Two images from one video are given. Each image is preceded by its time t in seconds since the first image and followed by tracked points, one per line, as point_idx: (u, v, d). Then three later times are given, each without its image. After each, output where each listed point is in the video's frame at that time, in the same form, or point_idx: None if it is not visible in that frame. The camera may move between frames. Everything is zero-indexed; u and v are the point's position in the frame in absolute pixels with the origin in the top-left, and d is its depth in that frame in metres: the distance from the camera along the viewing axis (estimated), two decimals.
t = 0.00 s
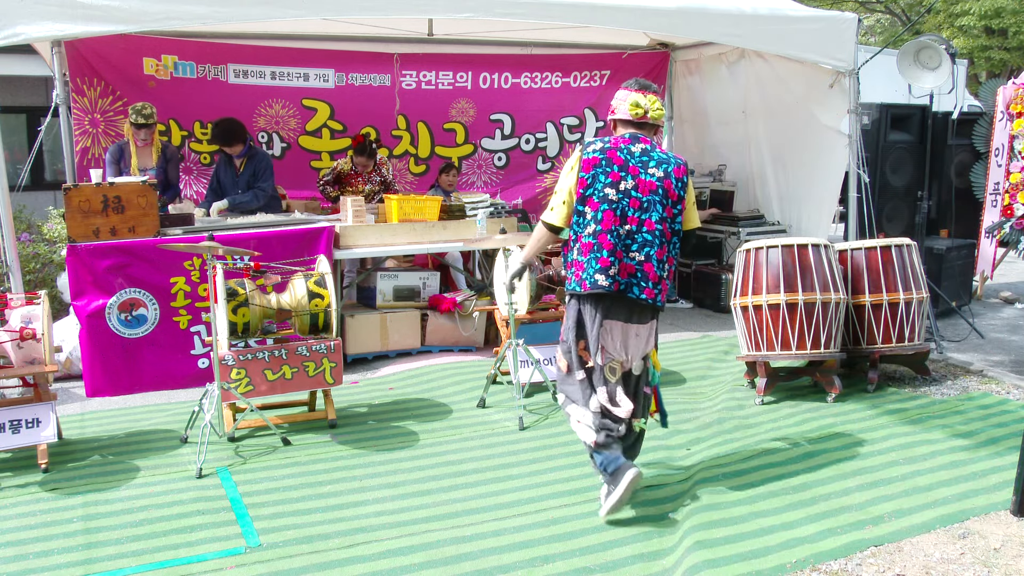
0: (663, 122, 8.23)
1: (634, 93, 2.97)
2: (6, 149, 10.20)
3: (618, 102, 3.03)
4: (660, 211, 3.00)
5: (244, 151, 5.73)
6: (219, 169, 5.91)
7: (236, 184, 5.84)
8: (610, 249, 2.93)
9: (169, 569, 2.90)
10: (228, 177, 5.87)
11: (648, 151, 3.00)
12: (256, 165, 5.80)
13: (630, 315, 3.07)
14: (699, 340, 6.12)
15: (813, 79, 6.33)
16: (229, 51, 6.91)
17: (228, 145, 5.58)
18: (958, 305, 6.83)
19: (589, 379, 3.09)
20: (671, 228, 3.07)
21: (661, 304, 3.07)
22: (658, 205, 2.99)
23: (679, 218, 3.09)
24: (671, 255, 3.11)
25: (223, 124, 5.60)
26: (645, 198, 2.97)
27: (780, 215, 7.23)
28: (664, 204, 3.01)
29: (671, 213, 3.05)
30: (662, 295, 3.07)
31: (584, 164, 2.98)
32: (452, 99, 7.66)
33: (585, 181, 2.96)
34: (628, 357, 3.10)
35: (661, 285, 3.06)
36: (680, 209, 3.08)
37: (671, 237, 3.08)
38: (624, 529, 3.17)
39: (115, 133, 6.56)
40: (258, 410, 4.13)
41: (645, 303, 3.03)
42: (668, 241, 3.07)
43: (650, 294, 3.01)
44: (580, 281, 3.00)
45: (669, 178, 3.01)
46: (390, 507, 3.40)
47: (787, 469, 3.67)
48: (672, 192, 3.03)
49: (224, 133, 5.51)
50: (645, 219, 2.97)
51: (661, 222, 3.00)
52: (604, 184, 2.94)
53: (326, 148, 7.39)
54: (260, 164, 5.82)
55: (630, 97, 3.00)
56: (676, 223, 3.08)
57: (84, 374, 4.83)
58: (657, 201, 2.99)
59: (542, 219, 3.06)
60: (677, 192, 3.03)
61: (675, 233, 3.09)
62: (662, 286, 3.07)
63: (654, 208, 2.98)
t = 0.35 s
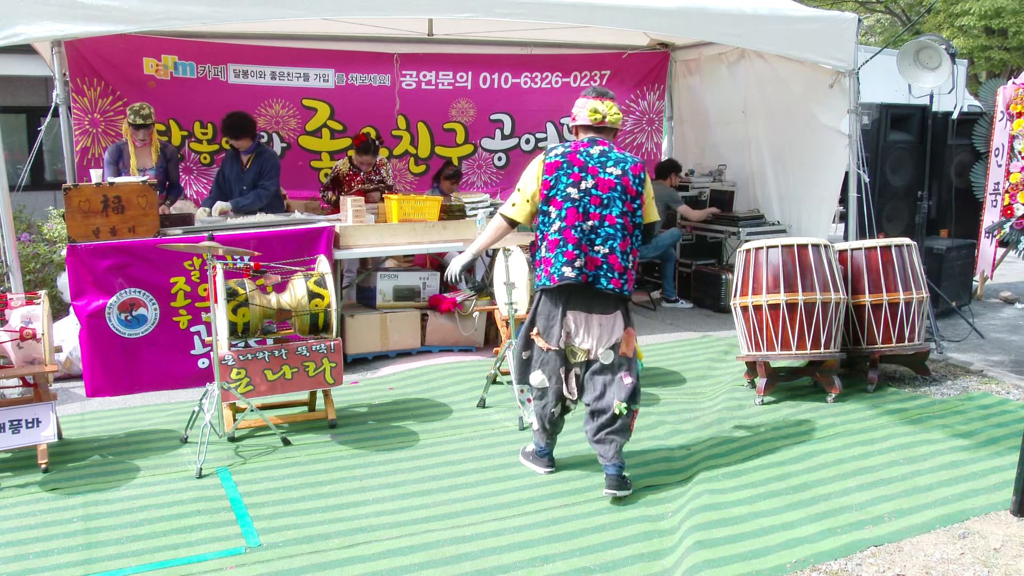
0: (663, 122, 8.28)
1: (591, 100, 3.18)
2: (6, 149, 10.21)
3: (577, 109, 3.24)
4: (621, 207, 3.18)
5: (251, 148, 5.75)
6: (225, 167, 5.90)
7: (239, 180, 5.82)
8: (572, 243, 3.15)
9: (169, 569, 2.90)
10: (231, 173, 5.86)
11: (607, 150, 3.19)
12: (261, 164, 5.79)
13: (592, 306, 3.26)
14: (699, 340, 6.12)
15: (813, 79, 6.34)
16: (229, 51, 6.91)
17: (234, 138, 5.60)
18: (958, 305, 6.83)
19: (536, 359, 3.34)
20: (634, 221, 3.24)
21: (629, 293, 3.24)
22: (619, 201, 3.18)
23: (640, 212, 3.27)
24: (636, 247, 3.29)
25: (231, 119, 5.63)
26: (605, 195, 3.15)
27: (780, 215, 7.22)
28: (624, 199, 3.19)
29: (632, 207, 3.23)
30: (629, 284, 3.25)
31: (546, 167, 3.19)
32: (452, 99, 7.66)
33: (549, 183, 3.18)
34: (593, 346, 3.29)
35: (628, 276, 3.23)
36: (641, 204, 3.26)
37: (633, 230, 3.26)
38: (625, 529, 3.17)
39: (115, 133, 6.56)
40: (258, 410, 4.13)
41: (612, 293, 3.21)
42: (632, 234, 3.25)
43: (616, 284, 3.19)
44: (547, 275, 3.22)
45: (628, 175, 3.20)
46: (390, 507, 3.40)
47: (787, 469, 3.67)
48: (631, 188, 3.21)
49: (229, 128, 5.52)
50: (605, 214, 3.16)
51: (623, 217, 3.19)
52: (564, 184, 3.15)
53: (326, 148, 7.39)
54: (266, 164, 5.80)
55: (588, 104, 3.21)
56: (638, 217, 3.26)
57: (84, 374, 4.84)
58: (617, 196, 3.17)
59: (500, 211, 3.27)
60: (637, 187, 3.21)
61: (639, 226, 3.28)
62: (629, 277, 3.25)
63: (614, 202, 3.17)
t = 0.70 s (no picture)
0: (662, 122, 8.30)
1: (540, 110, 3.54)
2: (6, 149, 10.20)
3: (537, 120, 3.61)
4: (569, 196, 3.45)
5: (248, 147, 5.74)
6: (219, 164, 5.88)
7: (236, 179, 5.79)
8: (527, 235, 3.46)
9: (169, 569, 2.90)
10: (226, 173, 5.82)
11: (560, 150, 3.52)
12: (260, 164, 5.80)
13: (552, 296, 3.52)
14: (699, 340, 6.12)
15: (813, 79, 6.34)
16: (229, 51, 6.91)
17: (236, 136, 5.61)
18: (958, 305, 6.83)
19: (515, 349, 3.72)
20: (587, 208, 3.49)
21: (585, 275, 3.48)
22: (568, 190, 3.45)
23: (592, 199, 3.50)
24: (592, 233, 3.51)
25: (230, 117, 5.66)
26: (554, 187, 3.45)
27: (780, 215, 7.22)
28: (573, 188, 3.46)
29: (582, 196, 3.48)
30: (586, 267, 3.48)
31: (509, 175, 3.60)
32: (452, 99, 7.66)
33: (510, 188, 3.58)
34: (553, 333, 3.56)
35: (584, 259, 3.47)
36: (592, 191, 3.50)
37: (587, 217, 3.49)
38: (625, 529, 3.17)
39: (114, 133, 6.56)
40: (258, 410, 4.13)
41: (567, 276, 3.45)
42: (587, 220, 3.49)
43: (569, 267, 3.45)
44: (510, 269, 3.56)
45: (576, 167, 3.49)
46: (390, 507, 3.40)
47: (787, 469, 3.67)
48: (581, 178, 3.48)
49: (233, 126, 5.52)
50: (556, 204, 3.44)
51: (572, 204, 3.45)
52: (520, 184, 3.52)
53: (326, 148, 7.39)
54: (264, 164, 5.82)
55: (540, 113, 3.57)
56: (591, 204, 3.50)
57: (84, 374, 4.84)
58: (566, 187, 3.45)
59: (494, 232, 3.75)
60: (585, 176, 3.48)
61: (593, 213, 3.51)
62: (586, 261, 3.48)
63: (563, 192, 3.45)
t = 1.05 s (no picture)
0: (662, 122, 8.30)
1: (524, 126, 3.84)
2: (6, 149, 10.20)
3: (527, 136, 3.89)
4: (553, 191, 3.63)
5: (237, 148, 5.74)
6: (204, 164, 5.84)
7: (227, 179, 5.81)
8: (522, 236, 3.64)
9: (169, 569, 2.90)
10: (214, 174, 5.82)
11: (546, 155, 3.75)
12: (250, 163, 5.83)
13: (547, 288, 3.60)
14: (699, 340, 6.12)
15: (813, 79, 6.34)
16: (229, 51, 6.91)
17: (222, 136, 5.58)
18: (958, 305, 6.83)
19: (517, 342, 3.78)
20: (572, 199, 3.64)
21: (579, 262, 3.58)
22: (552, 186, 3.63)
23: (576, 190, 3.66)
24: (581, 222, 3.64)
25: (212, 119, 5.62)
26: (539, 186, 3.64)
27: (780, 215, 7.22)
28: (557, 183, 3.64)
29: (565, 189, 3.64)
30: (580, 255, 3.59)
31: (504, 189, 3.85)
32: (452, 99, 7.66)
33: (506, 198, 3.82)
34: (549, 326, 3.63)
35: (577, 246, 3.60)
36: (574, 183, 3.67)
37: (573, 207, 3.64)
38: (625, 529, 3.17)
39: (114, 133, 6.56)
40: (258, 410, 4.13)
41: (561, 266, 3.57)
42: (574, 210, 3.63)
43: (562, 256, 3.57)
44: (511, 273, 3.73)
45: (557, 165, 3.68)
46: (390, 507, 3.40)
47: (787, 469, 3.67)
48: (562, 173, 3.66)
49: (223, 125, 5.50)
50: (541, 200, 3.63)
51: (557, 198, 3.62)
52: (511, 192, 3.76)
53: (326, 148, 7.39)
54: (254, 162, 5.86)
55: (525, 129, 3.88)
56: (575, 195, 3.65)
57: (84, 374, 4.85)
58: (549, 184, 3.64)
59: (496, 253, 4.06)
60: (565, 171, 3.66)
61: (579, 204, 3.65)
62: (578, 249, 3.60)
63: (546, 189, 3.63)
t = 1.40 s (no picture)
0: (662, 122, 8.31)
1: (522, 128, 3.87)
2: (6, 149, 10.20)
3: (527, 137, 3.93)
4: (530, 188, 3.69)
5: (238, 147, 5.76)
6: (203, 163, 5.79)
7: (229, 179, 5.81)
8: (500, 231, 3.76)
9: (169, 569, 2.90)
10: (214, 173, 5.79)
11: (533, 155, 3.78)
12: (253, 163, 5.89)
13: (519, 283, 3.70)
14: (699, 340, 6.12)
15: (813, 79, 6.34)
16: (229, 51, 6.91)
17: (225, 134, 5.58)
18: (958, 305, 6.83)
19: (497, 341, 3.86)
20: (548, 196, 3.67)
21: (544, 256, 3.64)
22: (530, 183, 3.69)
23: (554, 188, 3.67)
24: (555, 218, 3.67)
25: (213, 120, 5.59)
26: (519, 184, 3.72)
27: (780, 215, 7.22)
28: (535, 179, 3.69)
29: (543, 186, 3.67)
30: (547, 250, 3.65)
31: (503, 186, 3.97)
32: (452, 99, 7.66)
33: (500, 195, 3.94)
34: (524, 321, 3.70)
35: (544, 241, 3.65)
36: (553, 180, 3.68)
37: (549, 204, 3.67)
38: (624, 529, 3.17)
39: (114, 133, 6.56)
40: (258, 410, 4.12)
41: (527, 260, 3.67)
42: (549, 207, 3.67)
43: (529, 250, 3.65)
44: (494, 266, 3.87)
45: (538, 163, 3.72)
46: (390, 507, 3.40)
47: (787, 469, 3.67)
48: (542, 170, 3.70)
49: (230, 125, 5.50)
50: (518, 196, 3.70)
51: (533, 194, 3.67)
52: (501, 189, 3.87)
53: (326, 148, 7.39)
54: (257, 161, 5.92)
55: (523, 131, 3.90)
56: (552, 191, 3.67)
57: (84, 374, 4.85)
58: (528, 181, 3.69)
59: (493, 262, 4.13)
60: (545, 168, 3.69)
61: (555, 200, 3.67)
62: (547, 244, 3.65)
63: (524, 185, 3.69)
